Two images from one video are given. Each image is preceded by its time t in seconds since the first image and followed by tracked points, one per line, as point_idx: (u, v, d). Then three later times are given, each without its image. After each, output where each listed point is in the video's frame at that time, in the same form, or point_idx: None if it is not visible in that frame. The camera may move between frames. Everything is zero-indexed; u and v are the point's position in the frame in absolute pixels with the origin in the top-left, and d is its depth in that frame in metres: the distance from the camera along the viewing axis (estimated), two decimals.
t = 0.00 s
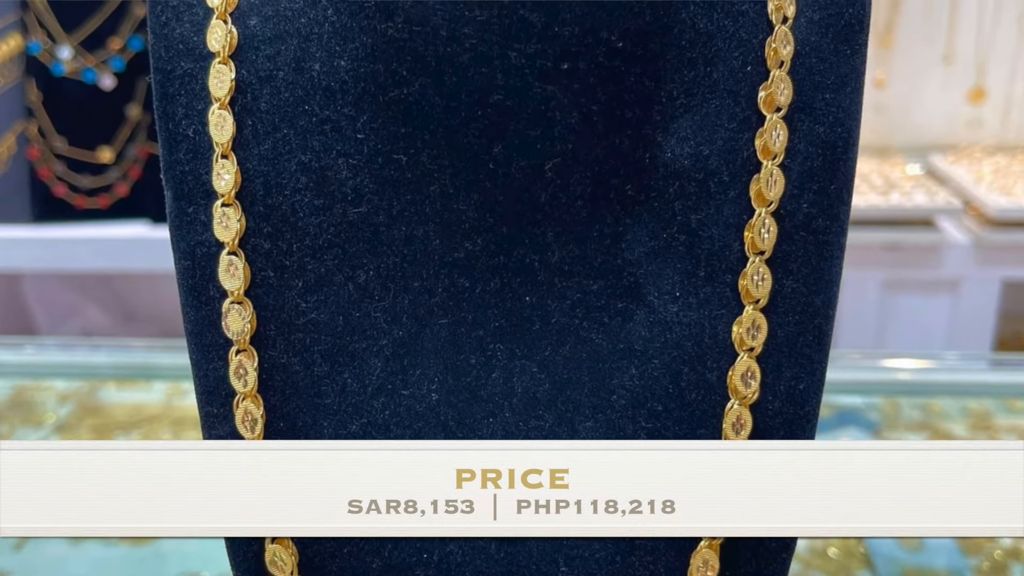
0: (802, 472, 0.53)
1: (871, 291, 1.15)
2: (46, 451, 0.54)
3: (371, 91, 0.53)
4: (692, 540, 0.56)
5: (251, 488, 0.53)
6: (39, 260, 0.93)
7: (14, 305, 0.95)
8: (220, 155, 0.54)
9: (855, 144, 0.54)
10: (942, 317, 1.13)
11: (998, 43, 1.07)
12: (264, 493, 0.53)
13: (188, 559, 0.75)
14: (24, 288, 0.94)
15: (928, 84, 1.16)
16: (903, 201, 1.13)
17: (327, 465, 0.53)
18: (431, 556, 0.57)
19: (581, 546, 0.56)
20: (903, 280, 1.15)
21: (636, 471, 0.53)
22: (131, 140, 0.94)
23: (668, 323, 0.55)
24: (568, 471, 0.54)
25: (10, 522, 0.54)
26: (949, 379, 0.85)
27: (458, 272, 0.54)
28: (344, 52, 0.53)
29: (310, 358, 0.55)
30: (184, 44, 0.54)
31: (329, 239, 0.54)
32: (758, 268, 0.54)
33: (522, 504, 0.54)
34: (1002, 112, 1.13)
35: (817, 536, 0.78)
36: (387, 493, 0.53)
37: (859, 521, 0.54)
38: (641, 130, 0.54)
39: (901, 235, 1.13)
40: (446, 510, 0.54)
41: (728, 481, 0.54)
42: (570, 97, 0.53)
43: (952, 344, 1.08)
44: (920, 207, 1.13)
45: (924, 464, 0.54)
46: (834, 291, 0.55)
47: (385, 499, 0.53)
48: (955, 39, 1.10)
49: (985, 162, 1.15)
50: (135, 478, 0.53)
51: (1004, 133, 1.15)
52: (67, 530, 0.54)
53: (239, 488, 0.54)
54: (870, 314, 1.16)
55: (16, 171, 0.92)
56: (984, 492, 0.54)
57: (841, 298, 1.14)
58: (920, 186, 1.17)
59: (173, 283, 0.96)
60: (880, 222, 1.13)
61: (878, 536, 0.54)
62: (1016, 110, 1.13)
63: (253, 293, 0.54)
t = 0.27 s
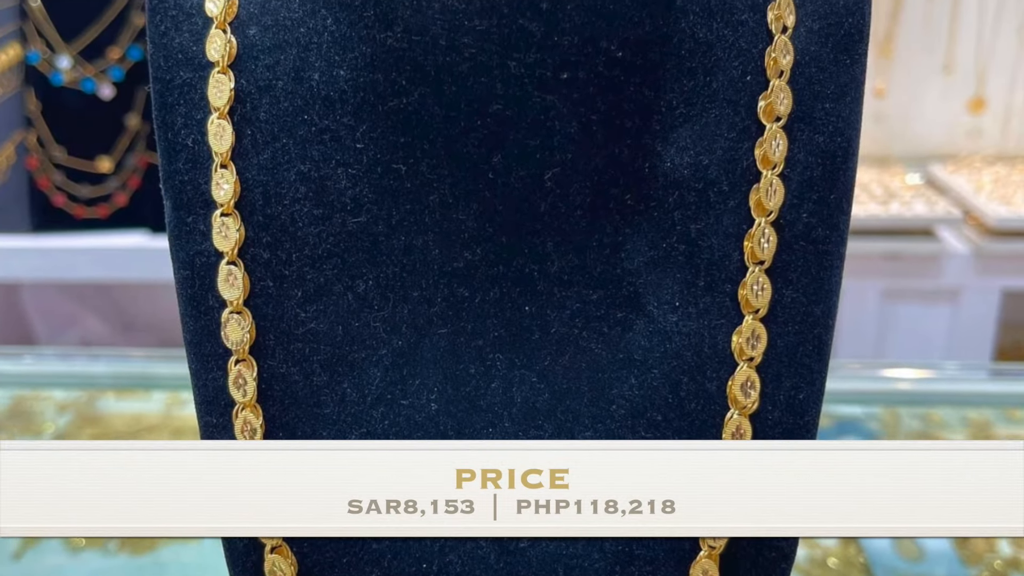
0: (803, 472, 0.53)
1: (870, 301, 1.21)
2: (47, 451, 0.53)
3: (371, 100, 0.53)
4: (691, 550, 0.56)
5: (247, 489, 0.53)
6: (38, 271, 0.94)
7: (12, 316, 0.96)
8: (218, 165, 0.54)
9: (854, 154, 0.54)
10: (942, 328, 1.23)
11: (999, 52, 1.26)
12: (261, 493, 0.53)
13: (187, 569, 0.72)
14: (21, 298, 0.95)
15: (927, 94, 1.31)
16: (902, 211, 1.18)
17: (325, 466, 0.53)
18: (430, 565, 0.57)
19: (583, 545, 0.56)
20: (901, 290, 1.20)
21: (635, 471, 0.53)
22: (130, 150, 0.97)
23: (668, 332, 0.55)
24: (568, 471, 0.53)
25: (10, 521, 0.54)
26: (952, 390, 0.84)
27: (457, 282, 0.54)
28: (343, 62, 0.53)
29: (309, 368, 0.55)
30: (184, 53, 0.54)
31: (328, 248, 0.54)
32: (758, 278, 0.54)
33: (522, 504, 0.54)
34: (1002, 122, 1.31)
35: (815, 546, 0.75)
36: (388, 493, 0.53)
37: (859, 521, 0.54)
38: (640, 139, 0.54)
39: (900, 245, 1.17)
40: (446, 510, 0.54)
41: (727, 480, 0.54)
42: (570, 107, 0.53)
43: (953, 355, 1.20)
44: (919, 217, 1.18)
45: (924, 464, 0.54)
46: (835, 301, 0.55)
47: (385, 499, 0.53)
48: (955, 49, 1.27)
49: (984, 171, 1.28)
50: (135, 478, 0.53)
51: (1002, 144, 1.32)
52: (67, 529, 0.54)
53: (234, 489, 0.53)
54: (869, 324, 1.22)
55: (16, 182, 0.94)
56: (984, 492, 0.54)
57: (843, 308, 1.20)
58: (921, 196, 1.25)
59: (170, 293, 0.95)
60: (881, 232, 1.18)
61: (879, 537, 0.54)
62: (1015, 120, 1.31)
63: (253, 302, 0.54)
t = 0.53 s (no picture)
0: (803, 472, 0.53)
1: (870, 312, 1.06)
2: (46, 451, 0.53)
3: (370, 110, 0.53)
4: (691, 561, 0.57)
5: (248, 489, 0.53)
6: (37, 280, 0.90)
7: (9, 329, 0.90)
8: (218, 175, 0.54)
9: (854, 164, 0.54)
10: (941, 336, 1.08)
11: (998, 62, 1.07)
12: (261, 493, 0.53)
13: None
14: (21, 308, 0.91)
15: (927, 103, 1.12)
16: (903, 220, 1.05)
17: (325, 465, 0.53)
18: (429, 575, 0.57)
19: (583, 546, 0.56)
20: (902, 300, 1.06)
21: (634, 471, 0.53)
22: (130, 159, 0.95)
23: (668, 342, 0.55)
24: (568, 470, 0.53)
25: (9, 522, 0.53)
26: (952, 399, 0.83)
27: (457, 292, 0.54)
28: (343, 71, 0.53)
29: (309, 378, 0.55)
30: (183, 63, 0.54)
31: (328, 258, 0.54)
32: (758, 287, 0.54)
33: (522, 504, 0.54)
34: (1002, 131, 1.12)
35: (815, 557, 0.73)
36: (388, 492, 0.53)
37: (860, 521, 0.54)
38: (639, 149, 0.54)
39: (902, 253, 1.05)
40: (446, 510, 0.54)
41: (728, 480, 0.54)
42: (570, 117, 0.53)
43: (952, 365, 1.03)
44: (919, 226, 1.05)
45: (924, 463, 0.54)
46: (835, 311, 0.55)
47: (385, 499, 0.53)
48: (955, 59, 1.08)
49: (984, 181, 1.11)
50: (135, 478, 0.53)
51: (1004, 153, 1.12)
52: (66, 530, 0.54)
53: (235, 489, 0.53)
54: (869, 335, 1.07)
55: (16, 191, 0.93)
56: (984, 492, 0.54)
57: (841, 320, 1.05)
58: (919, 207, 1.10)
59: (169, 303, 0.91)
60: (880, 241, 1.04)
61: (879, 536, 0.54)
62: (1016, 129, 1.13)
63: (253, 312, 0.54)
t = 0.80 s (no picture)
0: (803, 472, 0.53)
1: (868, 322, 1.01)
2: (46, 451, 0.53)
3: (369, 119, 0.53)
4: (690, 570, 0.57)
5: (248, 489, 0.53)
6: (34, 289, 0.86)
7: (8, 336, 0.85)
8: (217, 184, 0.54)
9: (854, 173, 0.54)
10: (941, 347, 1.01)
11: (999, 70, 0.96)
12: (261, 493, 0.53)
13: None
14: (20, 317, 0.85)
15: (926, 112, 1.01)
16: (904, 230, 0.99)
17: (325, 465, 0.53)
18: None
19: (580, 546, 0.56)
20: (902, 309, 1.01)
21: (634, 471, 0.53)
22: (130, 168, 0.91)
23: (667, 352, 0.55)
24: (567, 471, 0.53)
25: (10, 521, 0.53)
26: (951, 411, 0.83)
27: (456, 302, 0.54)
28: (342, 80, 0.53)
29: (309, 388, 0.55)
30: (182, 72, 0.53)
31: (327, 268, 0.54)
32: (758, 297, 0.54)
33: (522, 504, 0.54)
34: (1003, 140, 1.00)
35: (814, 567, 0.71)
36: (388, 493, 0.53)
37: (859, 521, 0.54)
38: (639, 159, 0.53)
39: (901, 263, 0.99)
40: (446, 511, 0.54)
41: (728, 480, 0.54)
42: (569, 126, 0.53)
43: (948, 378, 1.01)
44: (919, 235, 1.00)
45: (924, 463, 0.54)
46: (834, 320, 0.55)
47: (385, 499, 0.53)
48: (954, 67, 0.97)
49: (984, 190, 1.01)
50: (135, 478, 0.53)
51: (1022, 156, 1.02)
52: (66, 529, 0.54)
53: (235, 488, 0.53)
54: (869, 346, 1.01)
55: (13, 201, 0.89)
56: (985, 492, 0.54)
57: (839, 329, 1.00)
58: (920, 216, 1.02)
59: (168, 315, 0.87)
60: (880, 251, 1.00)
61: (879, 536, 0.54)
62: (1016, 138, 1.01)
63: (252, 321, 0.54)
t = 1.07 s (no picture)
0: (803, 472, 0.53)
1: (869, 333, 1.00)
2: (46, 451, 0.53)
3: (369, 129, 0.53)
4: None
5: (247, 489, 0.53)
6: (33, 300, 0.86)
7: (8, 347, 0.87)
8: (216, 194, 0.54)
9: (853, 183, 0.54)
10: (941, 357, 1.00)
11: (998, 81, 0.97)
12: (261, 493, 0.53)
13: None
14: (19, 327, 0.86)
15: (926, 121, 1.01)
16: (903, 240, 0.99)
17: (324, 465, 0.53)
18: None
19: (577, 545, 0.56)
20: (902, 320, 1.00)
21: (634, 471, 0.53)
22: (128, 179, 0.90)
23: (666, 362, 0.55)
24: (568, 470, 0.53)
25: (10, 521, 0.53)
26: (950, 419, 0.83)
27: (456, 311, 0.54)
28: (341, 90, 0.53)
29: (308, 398, 0.55)
30: (181, 82, 0.53)
31: (326, 277, 0.54)
32: (757, 307, 0.54)
33: (522, 504, 0.54)
34: (1003, 151, 0.99)
35: None
36: (388, 492, 0.53)
37: (859, 521, 0.54)
38: (638, 169, 0.53)
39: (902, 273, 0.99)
40: (446, 510, 0.54)
41: (730, 480, 0.53)
42: (568, 136, 0.53)
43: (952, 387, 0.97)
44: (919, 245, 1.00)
45: (924, 463, 0.54)
46: (834, 330, 0.55)
47: (385, 499, 0.53)
48: (954, 77, 0.98)
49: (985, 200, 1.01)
50: (135, 477, 0.53)
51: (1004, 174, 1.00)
52: (66, 529, 0.54)
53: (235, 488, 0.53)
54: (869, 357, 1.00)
55: (12, 211, 0.88)
56: (985, 492, 0.54)
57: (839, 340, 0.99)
58: (920, 226, 1.02)
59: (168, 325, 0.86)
60: (880, 261, 1.00)
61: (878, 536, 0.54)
62: (1016, 149, 0.99)
63: (251, 331, 0.54)
